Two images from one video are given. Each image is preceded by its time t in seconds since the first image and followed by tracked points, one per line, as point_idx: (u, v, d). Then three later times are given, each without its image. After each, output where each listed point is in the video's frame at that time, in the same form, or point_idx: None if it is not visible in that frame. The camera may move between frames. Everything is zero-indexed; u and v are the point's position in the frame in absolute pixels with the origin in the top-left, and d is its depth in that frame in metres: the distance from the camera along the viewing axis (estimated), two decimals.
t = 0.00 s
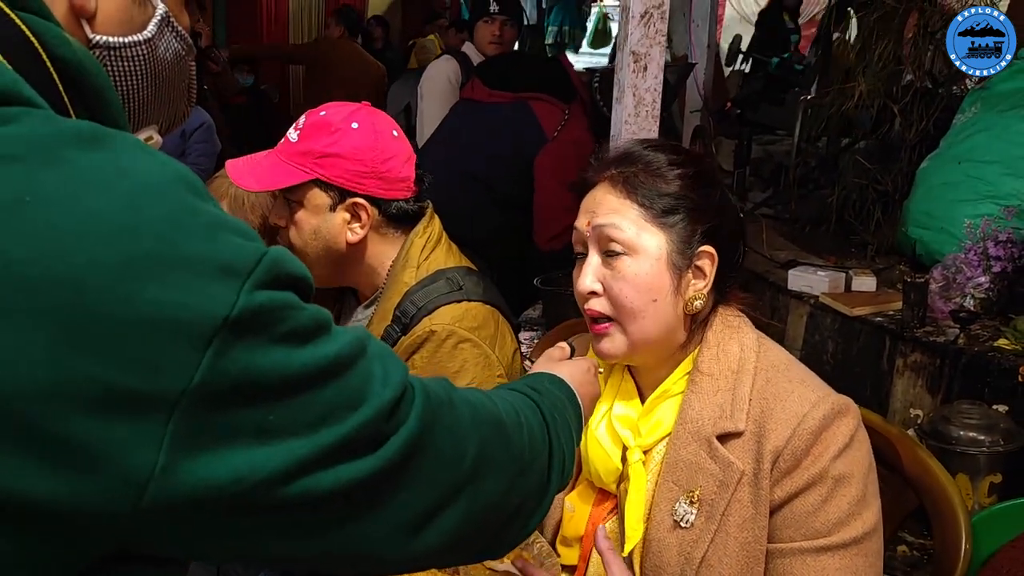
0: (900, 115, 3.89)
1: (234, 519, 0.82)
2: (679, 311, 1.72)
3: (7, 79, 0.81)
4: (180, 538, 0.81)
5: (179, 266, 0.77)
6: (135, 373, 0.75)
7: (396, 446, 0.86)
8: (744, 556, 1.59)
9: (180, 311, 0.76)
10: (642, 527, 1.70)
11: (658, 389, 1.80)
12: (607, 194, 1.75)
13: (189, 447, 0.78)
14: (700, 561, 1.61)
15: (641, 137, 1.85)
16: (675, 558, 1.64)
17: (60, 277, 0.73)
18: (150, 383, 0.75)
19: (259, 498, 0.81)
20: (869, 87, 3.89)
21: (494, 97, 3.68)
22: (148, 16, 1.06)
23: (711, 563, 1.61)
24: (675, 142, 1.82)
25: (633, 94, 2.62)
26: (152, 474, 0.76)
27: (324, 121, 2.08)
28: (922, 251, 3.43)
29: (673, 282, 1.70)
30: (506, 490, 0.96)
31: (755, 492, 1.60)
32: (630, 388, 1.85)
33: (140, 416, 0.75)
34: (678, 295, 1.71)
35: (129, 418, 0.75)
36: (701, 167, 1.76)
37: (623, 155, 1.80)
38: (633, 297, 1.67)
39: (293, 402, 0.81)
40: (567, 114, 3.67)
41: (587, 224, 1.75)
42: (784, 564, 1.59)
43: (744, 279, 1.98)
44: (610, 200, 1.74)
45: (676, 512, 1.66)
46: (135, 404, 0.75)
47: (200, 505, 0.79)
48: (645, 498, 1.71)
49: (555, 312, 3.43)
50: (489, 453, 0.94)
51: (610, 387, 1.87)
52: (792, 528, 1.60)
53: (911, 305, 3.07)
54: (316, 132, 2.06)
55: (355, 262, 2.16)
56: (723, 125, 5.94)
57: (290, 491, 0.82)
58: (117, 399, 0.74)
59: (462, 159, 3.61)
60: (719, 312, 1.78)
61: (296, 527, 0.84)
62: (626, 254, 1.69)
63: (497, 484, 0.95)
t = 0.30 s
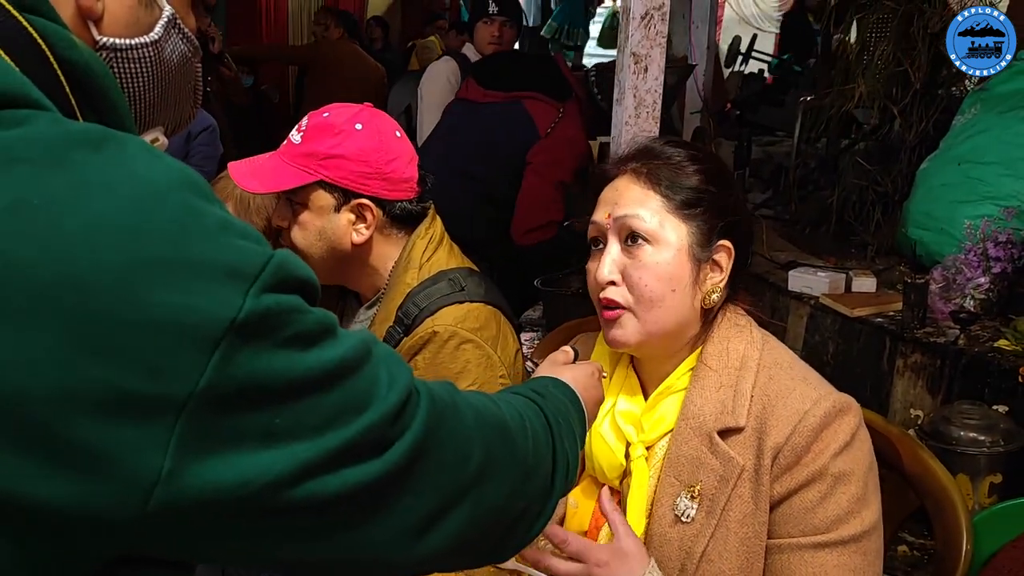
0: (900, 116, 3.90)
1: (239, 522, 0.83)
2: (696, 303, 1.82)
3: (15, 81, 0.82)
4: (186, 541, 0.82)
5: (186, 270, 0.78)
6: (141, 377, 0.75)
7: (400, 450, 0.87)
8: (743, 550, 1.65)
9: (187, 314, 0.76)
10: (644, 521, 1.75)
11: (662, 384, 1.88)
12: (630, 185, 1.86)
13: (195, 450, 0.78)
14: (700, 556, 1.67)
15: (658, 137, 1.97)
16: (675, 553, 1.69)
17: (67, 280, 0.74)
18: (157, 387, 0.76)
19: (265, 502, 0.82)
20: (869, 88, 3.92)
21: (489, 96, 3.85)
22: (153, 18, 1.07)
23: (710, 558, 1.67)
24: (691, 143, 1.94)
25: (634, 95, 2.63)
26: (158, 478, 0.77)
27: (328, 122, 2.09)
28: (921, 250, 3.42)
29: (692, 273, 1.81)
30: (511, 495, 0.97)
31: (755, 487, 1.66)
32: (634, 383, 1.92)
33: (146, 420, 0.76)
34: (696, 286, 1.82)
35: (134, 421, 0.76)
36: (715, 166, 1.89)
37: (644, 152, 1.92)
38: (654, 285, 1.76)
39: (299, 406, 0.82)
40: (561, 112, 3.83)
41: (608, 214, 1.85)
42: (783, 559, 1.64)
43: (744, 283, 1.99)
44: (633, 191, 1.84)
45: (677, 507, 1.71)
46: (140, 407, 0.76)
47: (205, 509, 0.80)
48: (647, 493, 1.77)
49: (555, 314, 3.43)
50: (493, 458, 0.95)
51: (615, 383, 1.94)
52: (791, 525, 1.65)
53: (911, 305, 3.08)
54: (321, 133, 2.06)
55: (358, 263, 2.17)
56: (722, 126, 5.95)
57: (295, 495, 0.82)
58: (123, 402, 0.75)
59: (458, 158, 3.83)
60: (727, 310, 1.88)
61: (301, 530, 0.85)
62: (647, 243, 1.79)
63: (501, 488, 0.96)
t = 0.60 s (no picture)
0: (900, 118, 3.92)
1: (256, 526, 0.84)
2: (708, 304, 1.85)
3: (30, 87, 0.82)
4: (203, 545, 0.84)
5: (205, 276, 0.79)
6: (159, 384, 0.77)
7: (415, 454, 0.88)
8: (756, 548, 1.69)
9: (205, 321, 0.78)
10: (657, 520, 1.79)
11: (671, 384, 1.92)
12: (642, 187, 1.87)
13: (211, 456, 0.80)
14: (714, 554, 1.71)
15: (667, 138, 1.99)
16: (689, 552, 1.73)
17: (84, 288, 0.75)
18: (174, 394, 0.77)
19: (280, 506, 0.83)
20: (869, 90, 3.91)
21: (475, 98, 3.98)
22: (167, 22, 1.08)
23: (724, 556, 1.70)
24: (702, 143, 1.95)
25: (637, 97, 2.65)
26: (175, 483, 0.78)
27: (339, 124, 2.09)
28: (923, 253, 3.46)
29: (705, 274, 1.83)
30: (524, 497, 0.99)
31: (768, 485, 1.70)
32: (644, 383, 1.97)
33: (163, 426, 0.78)
34: (708, 288, 1.84)
35: (152, 427, 0.77)
36: (726, 167, 1.90)
37: (655, 154, 1.93)
38: (668, 287, 1.79)
39: (314, 410, 0.84)
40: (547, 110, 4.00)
41: (621, 217, 1.86)
42: (797, 557, 1.67)
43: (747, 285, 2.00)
44: (645, 193, 1.86)
45: (690, 506, 1.75)
46: (157, 413, 0.77)
47: (222, 513, 0.81)
48: (659, 491, 1.81)
49: (558, 315, 3.45)
50: (505, 460, 0.96)
51: (624, 383, 1.98)
52: (804, 523, 1.68)
53: (914, 306, 3.09)
54: (331, 135, 2.07)
55: (367, 265, 2.19)
56: (724, 128, 5.98)
57: (310, 499, 0.84)
58: (141, 409, 0.77)
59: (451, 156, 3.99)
60: (737, 310, 1.92)
61: (315, 534, 0.87)
62: (661, 245, 1.81)
63: (514, 491, 0.97)
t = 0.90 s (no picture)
0: (902, 120, 3.94)
1: (280, 529, 0.85)
2: (710, 308, 1.87)
3: (59, 95, 0.84)
4: (229, 548, 0.85)
5: (231, 283, 0.80)
6: (188, 390, 0.78)
7: (437, 458, 0.90)
8: (761, 550, 1.70)
9: (234, 327, 0.79)
10: (663, 523, 1.80)
11: (675, 387, 1.93)
12: (643, 193, 1.88)
13: (238, 461, 0.81)
14: (719, 557, 1.72)
15: (668, 142, 2.00)
16: (694, 554, 1.75)
17: (116, 295, 0.76)
18: (203, 399, 0.78)
19: (305, 510, 0.84)
20: (870, 92, 3.93)
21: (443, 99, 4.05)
22: (190, 27, 1.09)
23: (730, 558, 1.72)
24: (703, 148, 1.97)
25: (641, 100, 2.66)
26: (204, 487, 0.79)
27: (349, 127, 2.10)
28: (925, 255, 3.48)
29: (707, 279, 1.84)
30: (540, 501, 1.00)
31: (772, 488, 1.71)
32: (647, 387, 1.98)
33: (192, 431, 0.79)
34: (710, 292, 1.86)
35: (180, 433, 0.79)
36: (726, 171, 1.92)
37: (657, 159, 1.94)
38: (670, 292, 1.80)
39: (338, 414, 0.85)
40: (511, 103, 4.05)
41: (622, 223, 1.88)
42: (803, 559, 1.69)
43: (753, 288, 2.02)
44: (646, 199, 1.87)
45: (695, 509, 1.77)
46: (185, 419, 0.78)
47: (249, 517, 0.82)
48: (664, 495, 1.82)
49: (562, 316, 3.46)
50: (523, 463, 0.98)
51: (629, 387, 1.99)
52: (809, 525, 1.70)
53: (917, 307, 3.11)
54: (342, 137, 2.09)
55: (378, 266, 2.21)
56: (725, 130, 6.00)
57: (335, 503, 0.85)
58: (170, 415, 0.78)
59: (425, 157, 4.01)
60: (739, 313, 1.92)
61: (339, 536, 0.88)
62: (662, 250, 1.82)
63: (531, 494, 0.99)
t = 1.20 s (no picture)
0: (903, 122, 3.97)
1: (305, 524, 0.86)
2: (719, 310, 1.88)
3: (86, 98, 0.85)
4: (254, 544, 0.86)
5: (258, 281, 0.82)
6: (216, 386, 0.79)
7: (457, 453, 0.91)
8: (771, 548, 1.72)
9: (262, 324, 0.81)
10: (673, 522, 1.82)
11: (685, 387, 1.95)
12: (652, 196, 1.90)
13: (265, 456, 0.82)
14: (729, 556, 1.74)
15: (677, 144, 2.01)
16: (704, 553, 1.76)
17: (144, 293, 0.77)
18: (231, 396, 0.80)
19: (330, 505, 0.85)
20: (873, 94, 3.91)
21: (422, 99, 4.17)
22: (211, 30, 1.11)
23: (740, 557, 1.74)
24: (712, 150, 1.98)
25: (645, 102, 2.68)
26: (231, 483, 0.81)
27: (357, 129, 2.12)
28: (928, 256, 3.52)
29: (716, 281, 1.86)
30: (557, 497, 1.01)
31: (782, 487, 1.73)
32: (657, 387, 1.99)
33: (219, 427, 0.80)
34: (719, 294, 1.87)
35: (208, 429, 0.80)
36: (735, 173, 1.93)
37: (666, 161, 1.96)
38: (679, 295, 1.82)
39: (362, 411, 0.86)
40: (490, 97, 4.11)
41: (631, 225, 1.89)
42: (812, 558, 1.70)
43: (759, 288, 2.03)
44: (656, 201, 1.89)
45: (705, 508, 1.79)
46: (212, 415, 0.80)
47: (274, 513, 0.83)
48: (674, 494, 1.84)
49: (566, 317, 3.48)
50: (541, 459, 0.99)
51: (639, 387, 2.01)
52: (819, 524, 1.71)
53: (920, 308, 3.12)
54: (349, 141, 2.10)
55: (388, 267, 2.22)
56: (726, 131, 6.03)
57: (358, 498, 0.86)
58: (198, 411, 0.79)
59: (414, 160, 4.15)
60: (749, 314, 1.94)
61: (362, 531, 0.89)
62: (672, 253, 1.84)
63: (548, 490, 1.00)
